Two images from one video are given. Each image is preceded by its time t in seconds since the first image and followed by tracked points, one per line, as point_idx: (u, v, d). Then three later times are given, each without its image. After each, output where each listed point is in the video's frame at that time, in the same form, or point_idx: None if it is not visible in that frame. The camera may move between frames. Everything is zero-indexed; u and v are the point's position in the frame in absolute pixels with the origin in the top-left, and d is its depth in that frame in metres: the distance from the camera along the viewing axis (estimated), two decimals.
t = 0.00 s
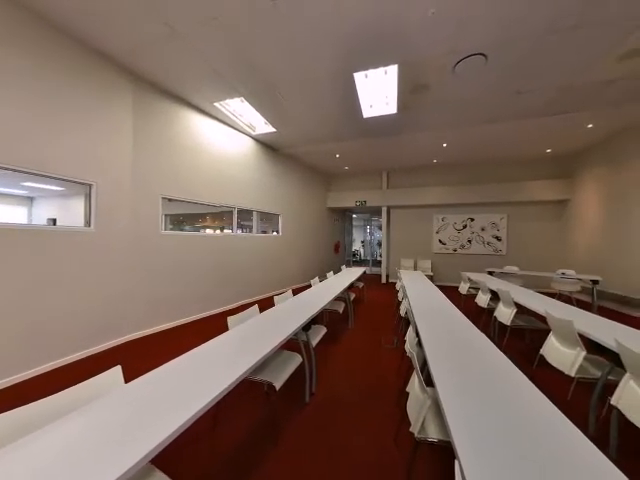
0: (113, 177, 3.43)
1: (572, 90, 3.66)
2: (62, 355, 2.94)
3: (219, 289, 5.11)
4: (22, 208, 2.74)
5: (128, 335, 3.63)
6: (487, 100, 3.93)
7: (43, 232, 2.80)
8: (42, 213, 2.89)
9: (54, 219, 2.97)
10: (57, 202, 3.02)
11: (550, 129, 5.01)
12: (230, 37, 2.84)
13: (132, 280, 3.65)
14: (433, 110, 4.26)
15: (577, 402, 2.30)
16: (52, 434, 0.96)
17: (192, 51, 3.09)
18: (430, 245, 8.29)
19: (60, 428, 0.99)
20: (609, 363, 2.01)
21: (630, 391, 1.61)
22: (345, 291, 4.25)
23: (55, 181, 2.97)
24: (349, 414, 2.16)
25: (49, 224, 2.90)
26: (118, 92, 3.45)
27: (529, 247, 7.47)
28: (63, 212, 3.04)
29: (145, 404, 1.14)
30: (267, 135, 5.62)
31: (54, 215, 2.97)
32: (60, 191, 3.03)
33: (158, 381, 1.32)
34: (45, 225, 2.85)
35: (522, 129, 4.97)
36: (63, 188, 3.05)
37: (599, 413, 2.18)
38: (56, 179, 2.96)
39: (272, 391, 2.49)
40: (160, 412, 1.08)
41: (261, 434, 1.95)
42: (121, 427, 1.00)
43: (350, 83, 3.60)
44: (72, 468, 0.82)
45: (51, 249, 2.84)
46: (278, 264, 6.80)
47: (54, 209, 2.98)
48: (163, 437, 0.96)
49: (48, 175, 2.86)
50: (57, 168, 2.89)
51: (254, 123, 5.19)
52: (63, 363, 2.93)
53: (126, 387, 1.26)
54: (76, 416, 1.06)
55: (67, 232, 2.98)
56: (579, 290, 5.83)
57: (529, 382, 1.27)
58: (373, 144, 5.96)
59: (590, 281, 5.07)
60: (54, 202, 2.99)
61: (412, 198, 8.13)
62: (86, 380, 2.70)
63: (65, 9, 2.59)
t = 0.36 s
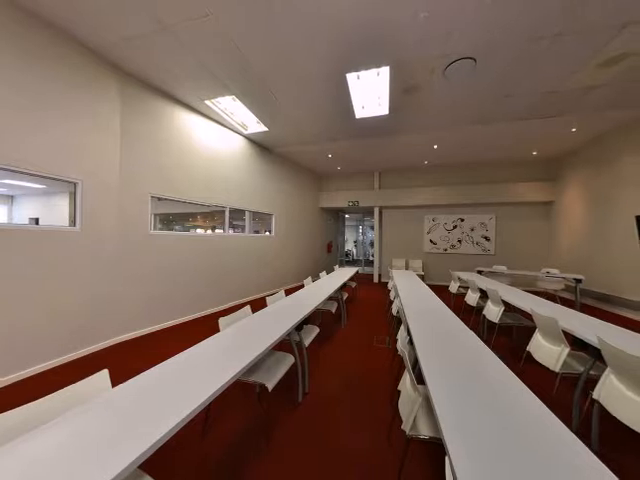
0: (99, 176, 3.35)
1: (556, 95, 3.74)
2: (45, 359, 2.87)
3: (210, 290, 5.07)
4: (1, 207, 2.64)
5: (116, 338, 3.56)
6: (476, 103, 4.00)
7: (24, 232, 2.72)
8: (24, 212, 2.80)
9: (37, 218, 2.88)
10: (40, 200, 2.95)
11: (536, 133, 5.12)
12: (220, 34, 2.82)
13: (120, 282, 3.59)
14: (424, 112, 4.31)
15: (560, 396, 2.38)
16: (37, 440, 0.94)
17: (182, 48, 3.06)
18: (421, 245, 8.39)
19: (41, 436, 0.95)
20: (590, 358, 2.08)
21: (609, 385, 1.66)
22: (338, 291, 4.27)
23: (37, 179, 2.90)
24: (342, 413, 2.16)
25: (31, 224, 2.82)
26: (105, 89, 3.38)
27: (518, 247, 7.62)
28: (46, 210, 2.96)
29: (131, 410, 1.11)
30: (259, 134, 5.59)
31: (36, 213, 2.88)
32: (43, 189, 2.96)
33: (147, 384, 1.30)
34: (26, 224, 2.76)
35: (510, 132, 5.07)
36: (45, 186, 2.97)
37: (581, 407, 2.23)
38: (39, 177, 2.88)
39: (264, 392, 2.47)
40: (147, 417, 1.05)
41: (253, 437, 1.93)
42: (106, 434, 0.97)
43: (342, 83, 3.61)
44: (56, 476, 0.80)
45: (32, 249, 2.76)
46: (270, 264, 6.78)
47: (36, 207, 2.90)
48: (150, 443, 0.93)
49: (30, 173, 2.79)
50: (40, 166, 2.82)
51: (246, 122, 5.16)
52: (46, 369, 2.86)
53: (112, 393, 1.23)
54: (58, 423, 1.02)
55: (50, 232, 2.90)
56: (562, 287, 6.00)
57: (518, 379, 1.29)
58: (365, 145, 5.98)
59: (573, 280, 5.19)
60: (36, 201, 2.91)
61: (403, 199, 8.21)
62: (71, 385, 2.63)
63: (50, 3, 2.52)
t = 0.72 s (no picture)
0: (84, 174, 3.27)
1: (542, 99, 3.82)
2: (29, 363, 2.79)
3: (201, 291, 5.01)
4: None
5: (102, 341, 3.49)
6: (466, 106, 4.05)
7: (6, 232, 2.64)
8: (5, 211, 2.72)
9: (18, 218, 2.79)
10: (22, 199, 2.86)
11: (523, 136, 5.23)
12: (211, 31, 2.79)
13: (107, 282, 3.51)
14: (416, 114, 4.35)
15: (546, 391, 2.45)
16: (22, 445, 0.91)
17: (172, 45, 3.01)
18: (412, 245, 8.47)
19: (25, 442, 0.92)
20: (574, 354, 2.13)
21: (591, 379, 1.70)
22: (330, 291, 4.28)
23: (19, 177, 2.82)
24: (334, 413, 2.16)
25: (13, 223, 2.73)
26: (92, 85, 3.31)
27: (506, 247, 7.76)
28: (28, 209, 2.87)
29: (120, 414, 1.08)
30: (251, 133, 5.56)
31: (18, 212, 2.79)
32: (25, 187, 2.87)
33: (137, 386, 1.28)
34: (7, 224, 2.68)
35: (499, 134, 5.16)
36: (28, 184, 2.89)
37: (565, 401, 2.29)
38: (21, 174, 2.80)
39: (256, 393, 2.46)
40: (136, 421, 1.03)
41: (246, 438, 1.92)
42: (93, 439, 0.94)
43: (334, 83, 3.62)
44: None
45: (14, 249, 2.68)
46: (262, 264, 6.75)
47: (18, 206, 2.81)
48: (140, 446, 0.92)
49: (12, 170, 2.70)
50: (22, 164, 2.73)
51: (238, 121, 5.12)
52: (28, 374, 2.78)
53: (100, 396, 1.20)
54: (43, 429, 0.99)
55: (33, 231, 2.82)
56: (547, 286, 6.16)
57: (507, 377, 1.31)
58: (358, 145, 6.01)
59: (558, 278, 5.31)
60: (18, 199, 2.82)
61: (395, 200, 8.28)
62: (56, 389, 2.56)
63: None
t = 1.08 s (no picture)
0: (68, 171, 3.18)
1: (529, 103, 3.91)
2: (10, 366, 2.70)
3: (192, 291, 4.96)
4: None
5: (89, 344, 3.40)
6: (456, 108, 4.11)
7: None
8: None
9: None
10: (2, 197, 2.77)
11: (512, 138, 5.33)
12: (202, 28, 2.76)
13: (95, 283, 3.44)
14: (407, 115, 4.39)
15: (532, 386, 2.51)
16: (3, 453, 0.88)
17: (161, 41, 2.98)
18: (404, 245, 8.55)
19: (7, 450, 0.89)
20: (559, 350, 2.20)
21: (576, 375, 1.76)
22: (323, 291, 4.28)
23: None
24: (327, 414, 2.17)
25: None
26: (77, 81, 3.23)
27: (496, 247, 7.90)
28: (9, 208, 2.78)
29: (106, 419, 1.06)
30: (243, 132, 5.52)
31: None
32: (6, 185, 2.78)
33: (125, 390, 1.25)
34: None
35: (489, 137, 5.25)
36: (9, 182, 2.79)
37: (550, 396, 2.36)
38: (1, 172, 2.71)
39: (249, 395, 2.44)
40: (123, 426, 1.01)
41: (237, 440, 1.91)
42: (77, 445, 0.92)
43: (326, 83, 3.62)
44: None
45: None
46: (255, 265, 6.71)
47: None
48: (129, 452, 0.90)
49: None
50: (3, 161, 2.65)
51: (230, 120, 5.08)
52: (7, 380, 2.67)
53: (86, 401, 1.17)
54: (26, 436, 0.96)
55: (16, 231, 2.74)
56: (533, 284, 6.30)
57: (496, 376, 1.33)
58: (350, 146, 6.03)
59: (543, 277, 5.43)
60: None
61: (387, 200, 8.33)
62: (40, 394, 2.48)
63: None
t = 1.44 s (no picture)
0: (52, 168, 3.10)
1: (517, 106, 3.98)
2: None
3: (182, 292, 4.89)
4: None
5: (76, 347, 3.31)
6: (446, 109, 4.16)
7: None
8: None
9: None
10: None
11: (501, 140, 5.43)
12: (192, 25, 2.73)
13: (82, 284, 3.37)
14: (399, 116, 4.42)
15: (519, 382, 2.56)
16: None
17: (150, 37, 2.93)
18: (396, 245, 8.61)
19: None
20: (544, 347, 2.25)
21: (560, 371, 1.79)
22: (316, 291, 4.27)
23: None
24: (319, 414, 2.16)
25: None
26: (62, 76, 3.15)
27: (485, 247, 8.03)
28: None
29: (92, 423, 1.03)
30: (235, 131, 5.48)
31: None
32: None
33: (112, 393, 1.23)
34: None
35: (479, 139, 5.33)
36: None
37: (536, 392, 2.41)
38: None
39: (241, 396, 2.43)
40: (110, 431, 0.99)
41: (228, 442, 1.89)
42: (62, 451, 0.90)
43: (319, 83, 3.63)
44: None
45: None
46: (247, 265, 6.67)
47: None
48: (115, 456, 0.88)
49: None
50: None
51: (221, 118, 5.03)
52: None
53: (71, 405, 1.14)
54: (8, 442, 0.93)
55: None
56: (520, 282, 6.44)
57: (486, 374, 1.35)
58: (342, 146, 6.05)
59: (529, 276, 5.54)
60: None
61: (379, 201, 8.37)
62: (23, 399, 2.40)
63: None
